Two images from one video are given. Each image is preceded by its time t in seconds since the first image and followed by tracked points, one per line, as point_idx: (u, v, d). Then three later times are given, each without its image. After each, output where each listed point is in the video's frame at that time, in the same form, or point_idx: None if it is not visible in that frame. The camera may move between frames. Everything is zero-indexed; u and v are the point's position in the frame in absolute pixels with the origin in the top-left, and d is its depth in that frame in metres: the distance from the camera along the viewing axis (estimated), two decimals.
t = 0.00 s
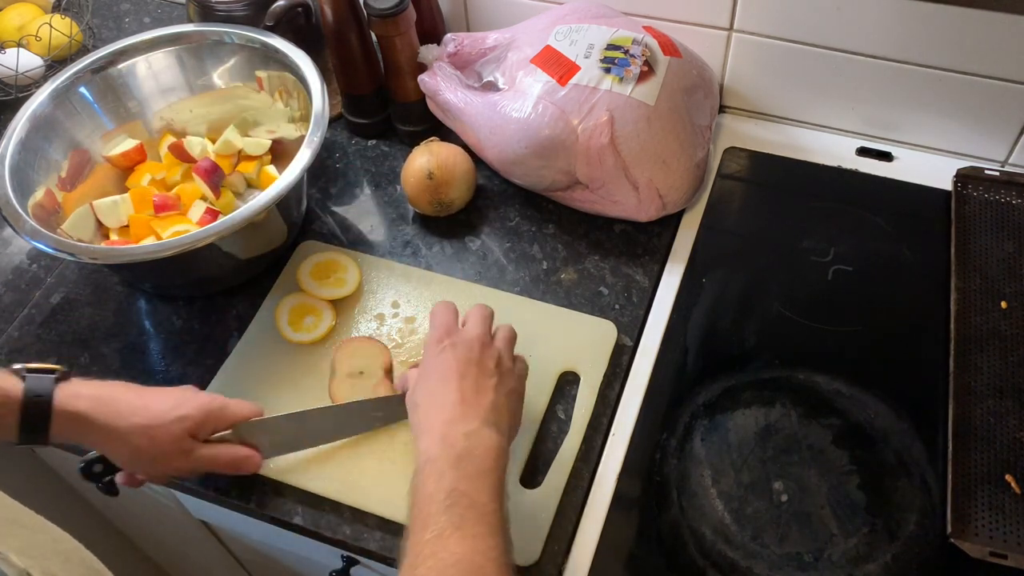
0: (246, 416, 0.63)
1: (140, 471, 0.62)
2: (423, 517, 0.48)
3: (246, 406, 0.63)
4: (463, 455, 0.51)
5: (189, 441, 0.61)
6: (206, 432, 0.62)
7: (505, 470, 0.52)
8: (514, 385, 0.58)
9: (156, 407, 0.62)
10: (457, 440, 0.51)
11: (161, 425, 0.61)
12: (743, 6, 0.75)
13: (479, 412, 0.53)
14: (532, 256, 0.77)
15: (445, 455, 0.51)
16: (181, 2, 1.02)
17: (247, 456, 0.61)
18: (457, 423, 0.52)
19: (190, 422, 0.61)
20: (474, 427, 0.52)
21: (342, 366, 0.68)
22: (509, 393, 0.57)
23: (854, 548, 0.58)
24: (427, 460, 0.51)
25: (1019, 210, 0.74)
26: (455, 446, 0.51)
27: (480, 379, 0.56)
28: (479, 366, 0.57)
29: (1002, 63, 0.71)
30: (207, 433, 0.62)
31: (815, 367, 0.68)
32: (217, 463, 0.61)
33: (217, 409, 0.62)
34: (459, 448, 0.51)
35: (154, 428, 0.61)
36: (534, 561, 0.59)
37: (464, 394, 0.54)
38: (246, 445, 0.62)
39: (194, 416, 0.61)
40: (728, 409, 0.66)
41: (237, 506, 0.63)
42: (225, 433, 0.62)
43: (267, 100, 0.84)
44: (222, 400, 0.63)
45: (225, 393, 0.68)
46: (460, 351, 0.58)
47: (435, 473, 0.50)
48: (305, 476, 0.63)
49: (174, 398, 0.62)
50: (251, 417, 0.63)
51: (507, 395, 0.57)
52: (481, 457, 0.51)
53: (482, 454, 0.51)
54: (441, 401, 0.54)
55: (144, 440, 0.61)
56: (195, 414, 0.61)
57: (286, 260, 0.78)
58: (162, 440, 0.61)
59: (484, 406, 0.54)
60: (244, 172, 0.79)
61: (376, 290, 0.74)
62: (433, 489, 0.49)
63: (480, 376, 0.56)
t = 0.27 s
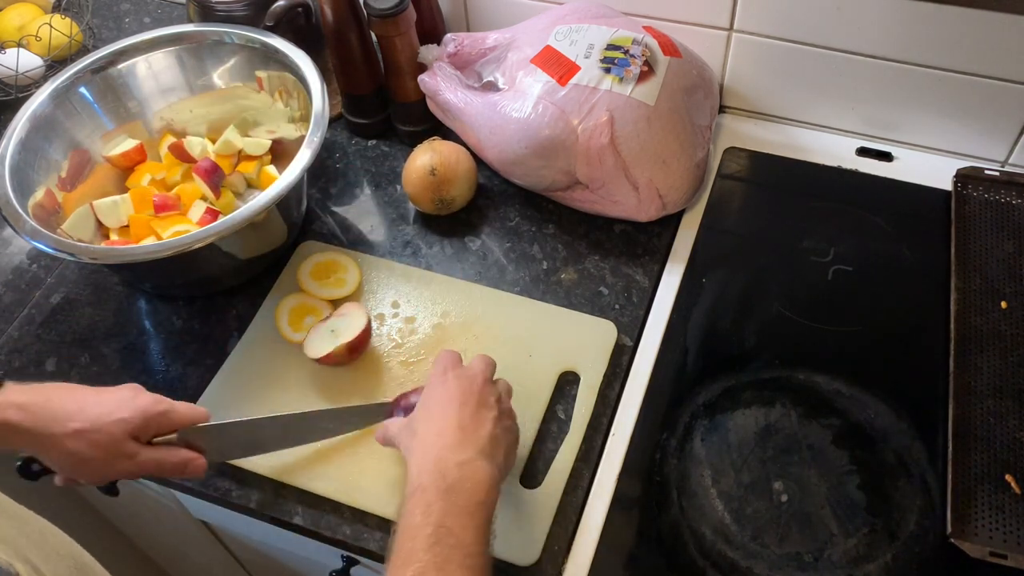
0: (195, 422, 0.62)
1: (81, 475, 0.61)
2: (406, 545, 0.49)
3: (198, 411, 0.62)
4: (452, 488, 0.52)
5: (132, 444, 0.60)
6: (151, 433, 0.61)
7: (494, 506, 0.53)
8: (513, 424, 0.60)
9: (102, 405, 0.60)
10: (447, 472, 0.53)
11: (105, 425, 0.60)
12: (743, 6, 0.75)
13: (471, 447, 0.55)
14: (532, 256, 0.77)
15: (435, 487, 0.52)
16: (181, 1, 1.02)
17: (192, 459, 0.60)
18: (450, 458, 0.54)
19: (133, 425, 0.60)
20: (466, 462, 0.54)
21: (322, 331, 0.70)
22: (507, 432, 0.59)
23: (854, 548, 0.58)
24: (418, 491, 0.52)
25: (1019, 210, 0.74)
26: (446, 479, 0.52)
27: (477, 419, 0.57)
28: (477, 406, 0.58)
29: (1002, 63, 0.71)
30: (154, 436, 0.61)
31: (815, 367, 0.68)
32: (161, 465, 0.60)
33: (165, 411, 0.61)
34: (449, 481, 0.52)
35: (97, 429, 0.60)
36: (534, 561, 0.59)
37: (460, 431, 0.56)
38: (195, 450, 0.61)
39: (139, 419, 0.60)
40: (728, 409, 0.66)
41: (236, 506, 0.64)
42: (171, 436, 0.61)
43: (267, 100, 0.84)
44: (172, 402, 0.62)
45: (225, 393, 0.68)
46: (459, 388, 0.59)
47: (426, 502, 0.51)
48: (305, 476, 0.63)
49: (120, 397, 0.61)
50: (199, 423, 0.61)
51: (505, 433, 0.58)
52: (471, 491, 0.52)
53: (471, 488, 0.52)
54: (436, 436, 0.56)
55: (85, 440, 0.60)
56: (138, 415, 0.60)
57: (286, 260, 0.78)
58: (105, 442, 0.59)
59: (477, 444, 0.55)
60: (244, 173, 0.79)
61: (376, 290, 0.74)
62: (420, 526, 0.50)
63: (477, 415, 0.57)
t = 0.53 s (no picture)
0: (170, 410, 0.60)
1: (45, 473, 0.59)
2: (448, 523, 0.50)
3: (169, 395, 0.60)
4: (487, 461, 0.52)
5: (101, 442, 0.58)
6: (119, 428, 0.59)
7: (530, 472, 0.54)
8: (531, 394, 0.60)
9: (66, 405, 0.57)
10: (480, 447, 0.53)
11: (71, 430, 0.57)
12: (743, 6, 0.75)
13: (500, 420, 0.55)
14: (532, 256, 0.77)
15: (470, 463, 0.52)
16: (181, 2, 1.03)
17: (167, 448, 0.60)
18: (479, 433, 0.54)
19: (103, 426, 0.58)
20: (497, 433, 0.54)
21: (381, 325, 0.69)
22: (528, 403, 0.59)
23: (854, 548, 0.58)
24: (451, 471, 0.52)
25: (1019, 210, 0.74)
26: (477, 453, 0.52)
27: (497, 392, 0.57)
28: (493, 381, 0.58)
29: (1002, 63, 0.71)
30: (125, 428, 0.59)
31: (815, 367, 0.68)
32: (135, 458, 0.59)
33: (139, 405, 0.59)
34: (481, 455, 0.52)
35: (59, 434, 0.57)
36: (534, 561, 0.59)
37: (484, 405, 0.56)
38: (167, 438, 0.60)
39: (108, 419, 0.58)
40: (728, 409, 0.66)
41: (236, 506, 0.64)
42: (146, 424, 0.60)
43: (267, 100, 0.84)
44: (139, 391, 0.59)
45: (224, 393, 0.68)
46: (466, 372, 0.59)
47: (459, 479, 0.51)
48: (305, 477, 0.63)
49: (85, 393, 0.58)
50: (174, 413, 0.60)
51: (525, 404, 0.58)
52: (506, 462, 0.52)
53: (507, 458, 0.52)
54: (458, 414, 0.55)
55: (51, 443, 0.57)
56: (107, 416, 0.58)
57: (286, 260, 0.78)
58: (73, 446, 0.57)
59: (503, 415, 0.55)
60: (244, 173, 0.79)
61: (376, 290, 0.74)
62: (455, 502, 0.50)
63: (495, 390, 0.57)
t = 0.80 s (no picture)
0: (232, 405, 0.59)
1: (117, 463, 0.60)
2: (462, 500, 0.50)
3: (231, 390, 0.60)
4: (496, 440, 0.52)
5: (169, 437, 0.58)
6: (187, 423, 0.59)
7: (541, 449, 0.54)
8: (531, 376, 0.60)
9: (135, 399, 0.58)
10: (487, 427, 0.53)
11: (139, 424, 0.58)
12: (743, 6, 0.75)
13: (505, 401, 0.55)
14: (532, 256, 0.77)
15: (479, 444, 0.52)
16: (181, 2, 1.03)
17: (227, 444, 0.59)
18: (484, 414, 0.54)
19: (169, 423, 0.58)
20: (503, 413, 0.54)
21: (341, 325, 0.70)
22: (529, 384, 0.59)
23: (854, 548, 0.58)
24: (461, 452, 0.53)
25: (1018, 210, 0.74)
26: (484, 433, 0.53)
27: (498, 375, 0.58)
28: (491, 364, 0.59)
29: (1002, 63, 0.71)
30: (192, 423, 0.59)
31: (815, 367, 0.68)
32: (199, 453, 0.59)
33: (203, 402, 0.58)
34: (489, 434, 0.53)
35: (130, 427, 0.58)
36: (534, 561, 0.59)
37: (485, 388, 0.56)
38: (229, 433, 0.59)
39: (176, 416, 0.58)
40: (728, 409, 0.66)
41: (237, 506, 0.64)
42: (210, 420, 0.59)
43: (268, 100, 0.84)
44: (207, 386, 0.59)
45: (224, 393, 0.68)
46: (466, 359, 0.59)
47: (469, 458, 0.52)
48: (306, 477, 0.63)
49: (154, 388, 0.58)
50: (237, 408, 0.59)
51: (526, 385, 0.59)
52: (514, 439, 0.53)
53: (515, 436, 0.53)
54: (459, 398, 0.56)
55: (123, 437, 0.58)
56: (176, 412, 0.58)
57: (286, 260, 0.78)
58: (142, 440, 0.58)
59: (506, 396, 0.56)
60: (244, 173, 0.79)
61: (376, 290, 0.74)
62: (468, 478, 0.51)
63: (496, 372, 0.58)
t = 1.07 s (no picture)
0: (238, 425, 0.59)
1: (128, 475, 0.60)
2: (465, 485, 0.50)
3: (239, 409, 0.59)
4: (496, 426, 0.52)
5: (180, 452, 0.58)
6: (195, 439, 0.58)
7: (541, 436, 0.54)
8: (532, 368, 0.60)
9: (148, 414, 0.58)
10: (486, 414, 0.53)
11: (154, 436, 0.58)
12: (744, 6, 0.75)
13: (503, 391, 0.55)
14: (532, 256, 0.77)
15: (479, 432, 0.52)
16: (181, 2, 1.03)
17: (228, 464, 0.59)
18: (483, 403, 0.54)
19: (178, 438, 0.58)
20: (502, 401, 0.54)
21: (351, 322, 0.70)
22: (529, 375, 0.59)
23: (854, 548, 0.58)
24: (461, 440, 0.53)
25: (1019, 210, 0.74)
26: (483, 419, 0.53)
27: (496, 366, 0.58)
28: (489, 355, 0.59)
29: (1002, 63, 0.71)
30: (201, 440, 0.59)
31: (815, 367, 0.68)
32: (203, 469, 0.59)
33: (209, 419, 0.58)
34: (488, 420, 0.53)
35: (143, 438, 0.58)
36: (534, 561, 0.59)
37: (481, 378, 0.56)
38: (228, 453, 0.59)
39: (185, 430, 0.58)
40: (728, 409, 0.66)
41: (237, 505, 0.64)
42: (216, 439, 0.59)
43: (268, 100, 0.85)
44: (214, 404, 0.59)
45: (224, 393, 0.68)
46: (463, 353, 0.59)
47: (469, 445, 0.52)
48: (305, 477, 0.63)
49: (166, 404, 0.58)
50: (242, 427, 0.59)
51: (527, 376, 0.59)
52: (514, 424, 0.53)
53: (515, 422, 0.53)
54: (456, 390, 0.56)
55: (131, 448, 0.58)
56: (182, 428, 0.58)
57: (286, 260, 0.78)
58: (149, 450, 0.58)
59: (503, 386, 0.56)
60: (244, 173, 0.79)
61: (376, 290, 0.74)
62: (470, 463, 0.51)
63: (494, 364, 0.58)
